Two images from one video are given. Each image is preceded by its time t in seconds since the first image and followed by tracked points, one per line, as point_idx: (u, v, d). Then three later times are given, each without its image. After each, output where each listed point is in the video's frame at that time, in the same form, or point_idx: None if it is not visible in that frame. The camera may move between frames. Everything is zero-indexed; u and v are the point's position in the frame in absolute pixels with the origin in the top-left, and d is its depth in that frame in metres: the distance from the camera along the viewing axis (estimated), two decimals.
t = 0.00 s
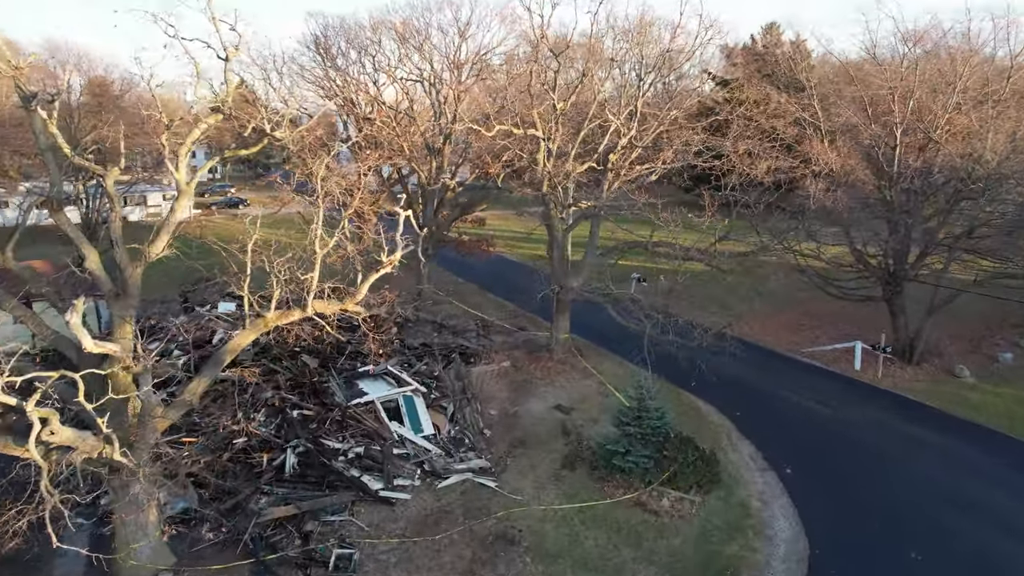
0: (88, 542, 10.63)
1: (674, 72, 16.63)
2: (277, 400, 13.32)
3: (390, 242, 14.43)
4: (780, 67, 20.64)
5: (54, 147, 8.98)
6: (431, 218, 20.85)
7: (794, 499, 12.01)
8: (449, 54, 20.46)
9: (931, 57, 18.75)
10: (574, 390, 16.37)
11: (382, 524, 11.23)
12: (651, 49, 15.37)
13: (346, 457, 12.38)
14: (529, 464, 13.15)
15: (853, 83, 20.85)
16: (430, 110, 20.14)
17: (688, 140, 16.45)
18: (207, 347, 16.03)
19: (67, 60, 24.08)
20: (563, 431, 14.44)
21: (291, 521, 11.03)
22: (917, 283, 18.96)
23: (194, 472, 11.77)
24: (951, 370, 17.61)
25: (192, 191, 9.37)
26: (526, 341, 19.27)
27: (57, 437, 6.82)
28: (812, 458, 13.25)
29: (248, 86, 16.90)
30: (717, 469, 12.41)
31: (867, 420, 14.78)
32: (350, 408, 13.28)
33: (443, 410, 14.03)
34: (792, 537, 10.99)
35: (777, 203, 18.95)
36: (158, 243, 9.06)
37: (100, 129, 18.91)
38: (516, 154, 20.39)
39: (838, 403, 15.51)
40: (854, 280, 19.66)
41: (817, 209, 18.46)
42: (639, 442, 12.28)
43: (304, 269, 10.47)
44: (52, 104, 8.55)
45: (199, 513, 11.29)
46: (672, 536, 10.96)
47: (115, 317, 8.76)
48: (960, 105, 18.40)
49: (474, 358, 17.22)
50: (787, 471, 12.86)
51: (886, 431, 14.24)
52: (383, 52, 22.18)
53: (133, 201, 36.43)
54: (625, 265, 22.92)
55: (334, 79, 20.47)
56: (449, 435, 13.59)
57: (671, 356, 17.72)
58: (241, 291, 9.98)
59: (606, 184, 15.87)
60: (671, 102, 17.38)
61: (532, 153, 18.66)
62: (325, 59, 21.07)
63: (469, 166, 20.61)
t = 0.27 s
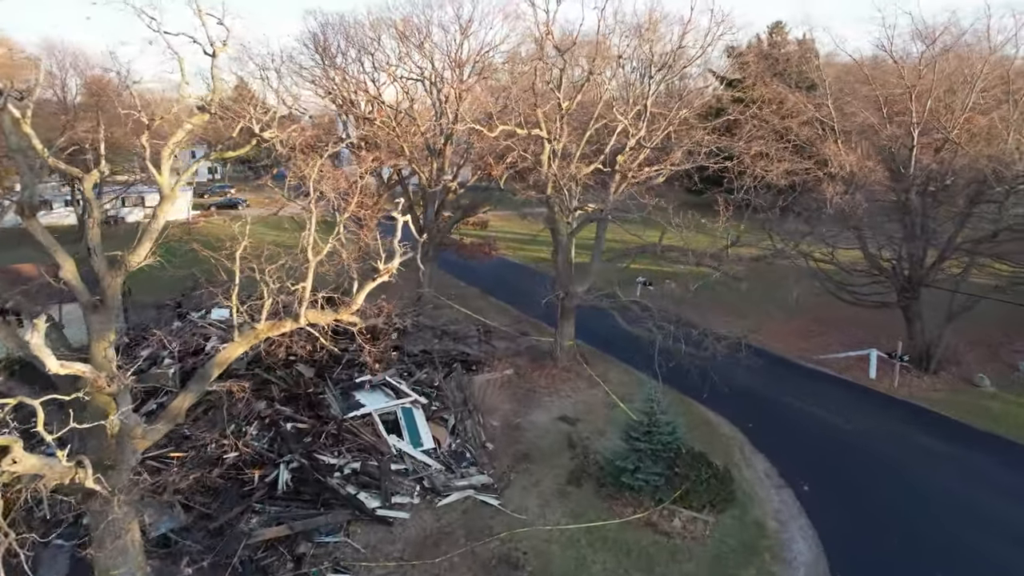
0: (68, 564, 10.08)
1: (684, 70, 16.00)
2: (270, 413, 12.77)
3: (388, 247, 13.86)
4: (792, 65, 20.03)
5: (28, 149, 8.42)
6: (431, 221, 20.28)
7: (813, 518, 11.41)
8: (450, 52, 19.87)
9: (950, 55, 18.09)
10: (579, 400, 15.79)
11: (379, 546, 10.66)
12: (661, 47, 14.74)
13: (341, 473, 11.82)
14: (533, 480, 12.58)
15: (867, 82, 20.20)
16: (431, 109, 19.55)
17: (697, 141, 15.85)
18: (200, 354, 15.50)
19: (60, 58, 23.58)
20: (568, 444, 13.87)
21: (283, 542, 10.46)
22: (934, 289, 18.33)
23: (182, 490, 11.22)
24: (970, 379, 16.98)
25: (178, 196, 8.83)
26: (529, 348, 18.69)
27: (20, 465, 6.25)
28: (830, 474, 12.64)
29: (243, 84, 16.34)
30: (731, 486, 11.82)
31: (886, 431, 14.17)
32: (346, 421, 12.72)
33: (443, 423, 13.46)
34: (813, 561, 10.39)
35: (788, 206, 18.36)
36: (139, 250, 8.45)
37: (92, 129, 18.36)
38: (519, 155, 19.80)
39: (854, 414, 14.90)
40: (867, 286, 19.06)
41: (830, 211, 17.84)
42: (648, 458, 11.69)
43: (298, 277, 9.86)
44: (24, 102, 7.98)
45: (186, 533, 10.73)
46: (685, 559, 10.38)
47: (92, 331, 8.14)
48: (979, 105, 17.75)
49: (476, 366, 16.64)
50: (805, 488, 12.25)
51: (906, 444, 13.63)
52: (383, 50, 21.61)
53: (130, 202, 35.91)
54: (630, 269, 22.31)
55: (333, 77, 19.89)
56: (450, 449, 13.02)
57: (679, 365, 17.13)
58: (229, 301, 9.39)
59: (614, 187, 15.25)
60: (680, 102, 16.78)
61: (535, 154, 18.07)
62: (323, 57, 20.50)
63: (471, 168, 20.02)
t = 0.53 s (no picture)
0: None
1: (695, 68, 15.37)
2: (263, 428, 12.24)
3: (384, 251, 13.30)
4: (803, 66, 19.44)
5: None
6: (432, 225, 19.71)
7: (834, 542, 10.80)
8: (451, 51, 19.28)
9: (970, 53, 17.44)
10: (585, 412, 15.17)
11: (374, 571, 10.07)
12: (670, 44, 14.12)
13: (336, 493, 11.26)
14: (536, 498, 11.97)
15: (883, 81, 19.56)
16: (430, 110, 19.01)
17: (708, 142, 15.23)
18: (190, 364, 14.93)
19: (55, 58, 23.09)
20: (574, 460, 13.27)
21: (274, 566, 9.87)
22: (952, 296, 17.66)
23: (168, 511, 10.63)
24: (991, 389, 16.28)
25: (158, 203, 8.28)
26: (533, 356, 18.09)
27: None
28: (850, 494, 12.06)
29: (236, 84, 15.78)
30: (747, 506, 11.23)
31: (908, 448, 13.54)
32: (342, 436, 12.14)
33: (443, 438, 12.87)
34: None
35: (801, 210, 17.76)
36: (116, 261, 7.93)
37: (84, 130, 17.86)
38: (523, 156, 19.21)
39: (874, 429, 14.28)
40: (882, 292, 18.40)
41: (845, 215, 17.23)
42: (659, 476, 11.13)
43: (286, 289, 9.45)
44: None
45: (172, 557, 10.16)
46: None
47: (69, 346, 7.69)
48: (1001, 105, 17.07)
49: (478, 375, 16.04)
50: (825, 509, 11.64)
51: (930, 462, 13.00)
52: (382, 50, 21.06)
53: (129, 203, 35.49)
54: (636, 274, 21.66)
55: (331, 77, 19.34)
56: (450, 465, 12.41)
57: (689, 375, 16.53)
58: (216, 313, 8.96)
59: (621, 190, 14.63)
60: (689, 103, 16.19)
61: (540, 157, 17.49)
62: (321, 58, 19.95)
63: (472, 169, 19.49)
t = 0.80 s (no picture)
0: None
1: (708, 67, 14.72)
2: (254, 445, 11.66)
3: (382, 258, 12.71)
4: (816, 66, 18.82)
5: None
6: (433, 229, 19.11)
7: (858, 570, 10.17)
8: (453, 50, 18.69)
9: (992, 52, 16.80)
10: (591, 425, 14.57)
11: None
12: (682, 41, 13.48)
13: (330, 515, 10.67)
14: (540, 518, 11.37)
15: (903, 81, 18.88)
16: (430, 110, 18.41)
17: (719, 143, 14.61)
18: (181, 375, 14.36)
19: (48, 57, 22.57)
20: (580, 476, 12.67)
21: None
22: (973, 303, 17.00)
23: (152, 534, 10.03)
24: (1013, 401, 15.61)
25: (134, 209, 7.67)
26: (536, 365, 17.47)
27: None
28: (872, 515, 11.44)
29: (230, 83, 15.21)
30: (764, 530, 10.62)
31: (931, 465, 12.89)
32: (337, 453, 11.55)
33: (442, 455, 12.27)
34: None
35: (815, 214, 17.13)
36: (89, 273, 7.33)
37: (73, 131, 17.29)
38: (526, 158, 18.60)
39: (894, 444, 13.64)
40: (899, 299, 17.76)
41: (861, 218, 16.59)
42: (672, 498, 10.52)
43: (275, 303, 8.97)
44: None
45: None
46: None
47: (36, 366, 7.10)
48: None
49: (479, 385, 15.41)
50: (846, 533, 11.01)
51: (955, 482, 12.35)
52: (382, 49, 20.48)
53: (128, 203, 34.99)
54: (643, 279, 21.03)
55: (329, 76, 18.76)
56: (450, 483, 11.81)
57: (699, 385, 15.91)
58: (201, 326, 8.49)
59: (629, 193, 14.01)
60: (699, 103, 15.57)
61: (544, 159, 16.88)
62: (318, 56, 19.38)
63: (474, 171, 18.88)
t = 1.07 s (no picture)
0: None
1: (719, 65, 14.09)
2: (244, 463, 11.06)
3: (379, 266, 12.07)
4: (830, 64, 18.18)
5: None
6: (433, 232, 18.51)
7: None
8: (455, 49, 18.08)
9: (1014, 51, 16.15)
10: (597, 438, 13.96)
11: None
12: (692, 37, 12.85)
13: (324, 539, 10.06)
14: (546, 541, 10.78)
15: (920, 79, 18.22)
16: (431, 110, 17.80)
17: (732, 145, 13.99)
18: (170, 386, 13.78)
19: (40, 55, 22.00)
20: (587, 494, 12.07)
21: None
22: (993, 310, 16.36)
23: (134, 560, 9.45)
24: None
25: (108, 218, 7.18)
26: (540, 373, 16.87)
27: None
28: (895, 536, 10.84)
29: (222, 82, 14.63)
30: (783, 555, 10.02)
31: (953, 481, 12.28)
32: (331, 471, 10.96)
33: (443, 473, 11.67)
34: None
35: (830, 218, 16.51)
36: (59, 289, 6.92)
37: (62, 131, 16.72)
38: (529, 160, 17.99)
39: (912, 457, 13.02)
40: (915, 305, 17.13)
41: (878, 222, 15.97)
42: (685, 521, 9.92)
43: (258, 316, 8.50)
44: None
45: None
46: None
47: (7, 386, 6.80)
48: None
49: (481, 396, 14.79)
50: (870, 558, 10.39)
51: (980, 498, 11.74)
52: (381, 47, 19.88)
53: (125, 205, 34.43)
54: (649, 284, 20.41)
55: (326, 75, 18.16)
56: (450, 502, 11.22)
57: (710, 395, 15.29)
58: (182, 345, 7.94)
59: (637, 197, 13.42)
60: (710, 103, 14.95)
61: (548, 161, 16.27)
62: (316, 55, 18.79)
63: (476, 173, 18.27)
